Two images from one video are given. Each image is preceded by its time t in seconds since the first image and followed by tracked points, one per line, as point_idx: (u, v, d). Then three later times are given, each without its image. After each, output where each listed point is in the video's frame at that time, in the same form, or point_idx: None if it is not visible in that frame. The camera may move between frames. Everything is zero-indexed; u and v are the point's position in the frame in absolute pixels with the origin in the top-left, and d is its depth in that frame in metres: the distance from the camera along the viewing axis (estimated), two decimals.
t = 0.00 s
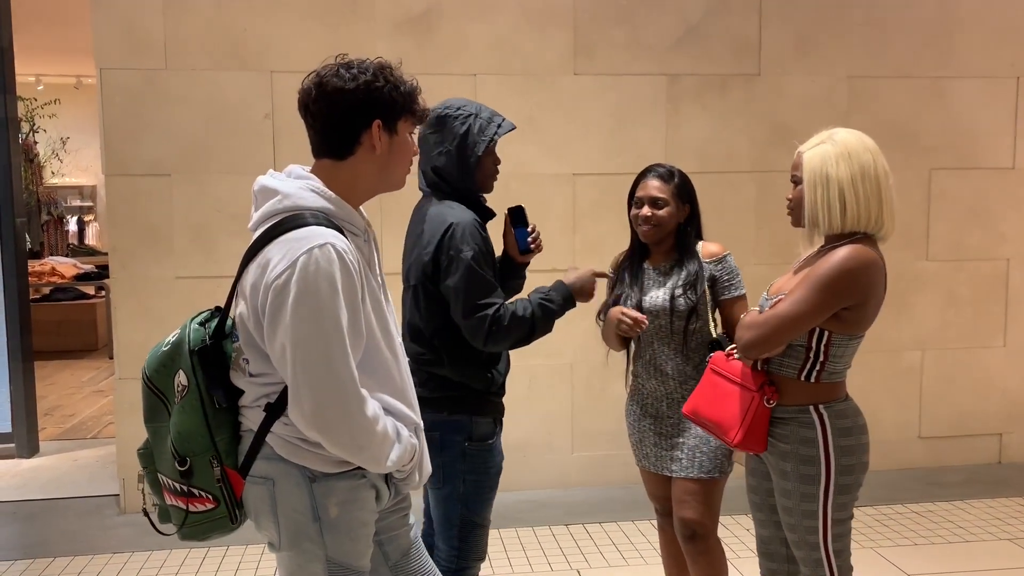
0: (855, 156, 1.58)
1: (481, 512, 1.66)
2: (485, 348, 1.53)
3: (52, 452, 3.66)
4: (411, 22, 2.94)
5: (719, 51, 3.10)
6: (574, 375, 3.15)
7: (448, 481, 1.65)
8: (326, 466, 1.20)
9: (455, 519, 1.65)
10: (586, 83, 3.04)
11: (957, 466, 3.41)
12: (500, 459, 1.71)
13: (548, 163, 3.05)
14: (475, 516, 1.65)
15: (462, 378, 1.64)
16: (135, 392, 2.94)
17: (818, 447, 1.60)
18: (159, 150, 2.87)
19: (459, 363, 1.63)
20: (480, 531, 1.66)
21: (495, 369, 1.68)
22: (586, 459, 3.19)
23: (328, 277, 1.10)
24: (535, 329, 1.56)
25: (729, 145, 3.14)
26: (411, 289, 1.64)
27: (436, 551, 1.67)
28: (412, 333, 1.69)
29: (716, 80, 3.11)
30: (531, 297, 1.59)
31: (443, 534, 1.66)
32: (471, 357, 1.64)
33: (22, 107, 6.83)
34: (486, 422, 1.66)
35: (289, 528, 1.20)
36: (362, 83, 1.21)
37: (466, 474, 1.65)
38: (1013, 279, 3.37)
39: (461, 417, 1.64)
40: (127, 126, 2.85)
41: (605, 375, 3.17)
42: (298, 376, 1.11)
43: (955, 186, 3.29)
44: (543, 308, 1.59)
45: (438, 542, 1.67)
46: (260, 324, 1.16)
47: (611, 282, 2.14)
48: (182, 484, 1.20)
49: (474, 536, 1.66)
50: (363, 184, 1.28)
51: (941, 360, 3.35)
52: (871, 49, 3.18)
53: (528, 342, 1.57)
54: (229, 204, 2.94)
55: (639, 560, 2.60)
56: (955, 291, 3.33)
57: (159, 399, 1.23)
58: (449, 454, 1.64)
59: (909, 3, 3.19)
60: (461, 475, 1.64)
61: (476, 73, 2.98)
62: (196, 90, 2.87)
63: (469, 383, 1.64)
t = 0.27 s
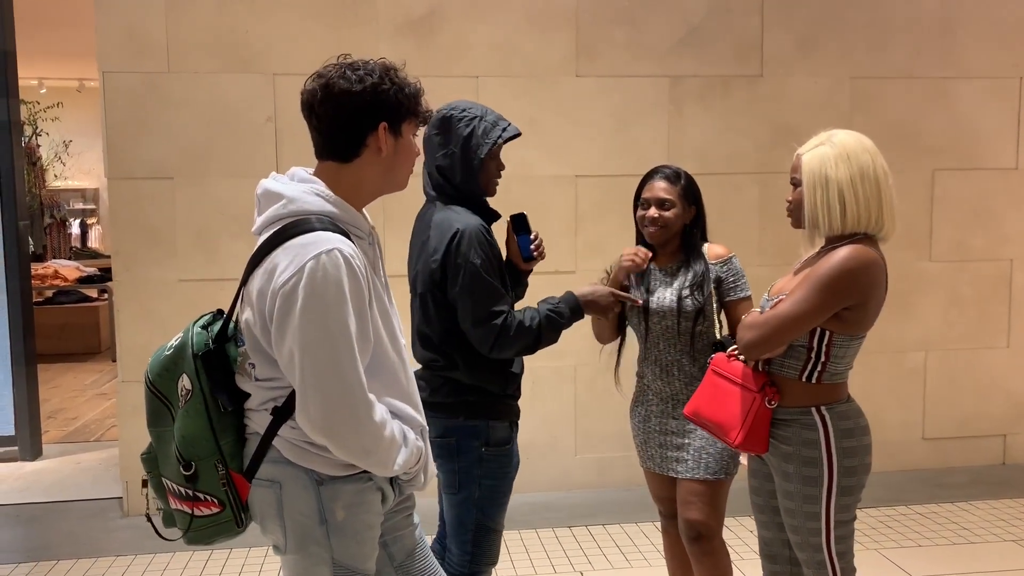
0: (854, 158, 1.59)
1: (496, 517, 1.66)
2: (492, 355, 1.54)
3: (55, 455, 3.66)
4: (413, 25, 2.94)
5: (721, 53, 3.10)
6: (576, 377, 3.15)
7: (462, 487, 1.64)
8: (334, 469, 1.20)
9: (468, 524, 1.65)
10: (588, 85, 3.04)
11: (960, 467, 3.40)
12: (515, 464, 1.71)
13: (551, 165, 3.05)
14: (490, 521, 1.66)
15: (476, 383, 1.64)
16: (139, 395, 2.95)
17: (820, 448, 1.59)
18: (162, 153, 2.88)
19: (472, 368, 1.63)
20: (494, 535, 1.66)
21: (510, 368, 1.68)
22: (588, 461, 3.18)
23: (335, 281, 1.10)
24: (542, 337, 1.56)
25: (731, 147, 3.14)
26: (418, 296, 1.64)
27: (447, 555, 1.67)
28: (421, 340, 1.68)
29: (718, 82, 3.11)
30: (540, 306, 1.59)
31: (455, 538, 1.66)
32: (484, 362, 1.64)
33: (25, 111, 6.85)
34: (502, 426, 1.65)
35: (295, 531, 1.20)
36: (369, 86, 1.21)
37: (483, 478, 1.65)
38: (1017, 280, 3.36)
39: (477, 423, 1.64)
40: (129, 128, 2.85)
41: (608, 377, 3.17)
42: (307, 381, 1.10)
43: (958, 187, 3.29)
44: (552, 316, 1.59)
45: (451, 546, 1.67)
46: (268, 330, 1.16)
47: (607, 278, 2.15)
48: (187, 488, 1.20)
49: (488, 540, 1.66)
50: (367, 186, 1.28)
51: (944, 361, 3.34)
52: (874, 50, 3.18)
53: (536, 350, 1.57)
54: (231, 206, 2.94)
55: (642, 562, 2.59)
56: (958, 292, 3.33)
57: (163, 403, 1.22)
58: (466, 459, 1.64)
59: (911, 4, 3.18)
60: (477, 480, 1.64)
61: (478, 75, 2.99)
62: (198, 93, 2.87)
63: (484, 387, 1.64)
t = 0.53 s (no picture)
0: (855, 157, 1.58)
1: (492, 523, 1.65)
2: (497, 360, 1.53)
3: (59, 457, 3.67)
4: (415, 26, 2.95)
5: (723, 54, 3.09)
6: (580, 378, 3.15)
7: (461, 491, 1.64)
8: (343, 471, 1.20)
9: (466, 529, 1.64)
10: (590, 86, 3.04)
11: (965, 467, 3.39)
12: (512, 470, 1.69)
13: (553, 166, 3.05)
14: (487, 527, 1.65)
15: (470, 389, 1.64)
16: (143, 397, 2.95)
17: (827, 448, 1.59)
18: (165, 156, 2.88)
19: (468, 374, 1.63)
20: (491, 541, 1.65)
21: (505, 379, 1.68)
22: (592, 462, 3.18)
23: (334, 283, 1.10)
24: (548, 338, 1.55)
25: (734, 148, 3.14)
26: (420, 302, 1.65)
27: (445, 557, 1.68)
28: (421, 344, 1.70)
29: (720, 82, 3.11)
30: (545, 307, 1.58)
31: (454, 541, 1.66)
32: (481, 369, 1.63)
33: (29, 114, 6.87)
34: (497, 432, 1.64)
35: (303, 533, 1.20)
36: (362, 82, 1.21)
37: (478, 484, 1.64)
38: (1021, 280, 3.36)
39: (471, 429, 1.63)
40: (132, 131, 2.85)
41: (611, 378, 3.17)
42: (310, 384, 1.11)
43: (961, 187, 3.28)
44: (557, 317, 1.57)
45: (449, 549, 1.67)
46: (271, 333, 1.16)
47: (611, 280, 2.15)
48: (194, 492, 1.20)
49: (486, 547, 1.65)
50: (366, 184, 1.28)
51: (948, 362, 3.34)
52: (876, 50, 3.18)
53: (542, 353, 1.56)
54: (234, 208, 2.95)
55: (645, 563, 2.59)
56: (962, 292, 3.32)
57: (168, 409, 1.22)
58: (462, 465, 1.64)
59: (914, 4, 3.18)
60: (473, 487, 1.64)
61: (480, 77, 2.99)
62: (201, 95, 2.88)
63: (478, 393, 1.64)
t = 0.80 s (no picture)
0: (858, 146, 1.58)
1: (483, 522, 1.65)
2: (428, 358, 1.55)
3: (61, 457, 3.67)
4: (418, 25, 2.95)
5: (726, 52, 3.09)
6: (583, 377, 3.15)
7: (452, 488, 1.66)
8: (344, 470, 1.20)
9: (458, 526, 1.66)
10: (593, 85, 3.04)
11: (969, 466, 3.39)
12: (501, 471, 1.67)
13: (556, 165, 3.05)
14: (477, 526, 1.65)
15: (447, 386, 1.63)
16: (145, 397, 2.95)
17: (865, 445, 1.59)
18: (167, 155, 2.88)
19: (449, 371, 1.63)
20: (483, 539, 1.65)
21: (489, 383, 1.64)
22: (595, 462, 3.18)
23: (338, 282, 1.10)
24: (468, 347, 1.50)
25: (737, 146, 3.13)
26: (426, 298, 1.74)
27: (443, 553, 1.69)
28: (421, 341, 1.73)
29: (723, 81, 3.10)
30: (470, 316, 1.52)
31: (449, 537, 1.68)
32: (453, 369, 1.62)
33: (31, 114, 6.87)
34: (484, 431, 1.63)
35: (307, 531, 1.20)
36: (371, 82, 1.21)
37: (464, 482, 1.64)
38: None
39: (455, 426, 1.63)
40: (135, 130, 2.85)
41: (614, 377, 3.17)
42: (313, 382, 1.11)
43: (965, 185, 3.28)
44: (480, 325, 1.50)
45: (445, 545, 1.69)
46: (275, 330, 1.16)
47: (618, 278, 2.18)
48: (200, 489, 1.21)
49: (478, 544, 1.65)
50: (373, 183, 1.28)
51: (952, 360, 3.33)
52: (879, 48, 3.17)
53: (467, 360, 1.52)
54: (237, 208, 2.95)
55: (649, 563, 2.59)
56: (966, 291, 3.32)
57: (176, 405, 1.23)
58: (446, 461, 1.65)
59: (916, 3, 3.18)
60: (459, 484, 1.64)
61: (483, 76, 2.99)
62: (204, 95, 2.88)
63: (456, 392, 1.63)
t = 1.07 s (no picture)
0: (874, 145, 1.58)
1: (485, 513, 1.66)
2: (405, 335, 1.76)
3: (63, 454, 3.67)
4: (419, 23, 2.94)
5: (727, 50, 3.09)
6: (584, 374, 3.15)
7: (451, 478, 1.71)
8: (348, 466, 1.20)
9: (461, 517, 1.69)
10: (594, 82, 3.04)
11: (970, 464, 3.39)
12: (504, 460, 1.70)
13: (557, 163, 3.05)
14: (480, 516, 1.67)
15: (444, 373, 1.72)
16: (147, 395, 2.95)
17: (855, 440, 1.60)
18: (168, 153, 2.88)
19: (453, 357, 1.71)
20: (489, 530, 1.67)
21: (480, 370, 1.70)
22: (596, 459, 3.18)
23: (344, 279, 1.10)
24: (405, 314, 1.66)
25: (739, 144, 3.13)
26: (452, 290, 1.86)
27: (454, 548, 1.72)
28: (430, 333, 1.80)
29: (724, 79, 3.10)
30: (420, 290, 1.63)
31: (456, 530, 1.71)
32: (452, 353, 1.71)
33: (32, 112, 6.87)
34: (476, 422, 1.67)
35: (310, 528, 1.20)
36: (381, 83, 1.21)
37: (459, 470, 1.69)
38: None
39: (450, 415, 1.70)
40: (136, 128, 2.85)
41: (615, 375, 3.17)
42: (318, 379, 1.11)
43: (967, 183, 3.28)
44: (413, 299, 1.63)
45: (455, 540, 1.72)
46: (280, 327, 1.16)
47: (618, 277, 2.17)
48: (204, 486, 1.21)
49: (482, 535, 1.67)
50: (379, 182, 1.28)
51: (953, 358, 3.33)
52: (880, 46, 3.17)
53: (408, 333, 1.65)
54: (238, 205, 2.95)
55: (650, 560, 2.59)
56: (967, 288, 3.32)
57: (179, 402, 1.23)
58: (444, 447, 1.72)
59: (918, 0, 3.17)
60: (455, 472, 1.69)
61: (484, 73, 2.98)
62: (205, 93, 2.88)
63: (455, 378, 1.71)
